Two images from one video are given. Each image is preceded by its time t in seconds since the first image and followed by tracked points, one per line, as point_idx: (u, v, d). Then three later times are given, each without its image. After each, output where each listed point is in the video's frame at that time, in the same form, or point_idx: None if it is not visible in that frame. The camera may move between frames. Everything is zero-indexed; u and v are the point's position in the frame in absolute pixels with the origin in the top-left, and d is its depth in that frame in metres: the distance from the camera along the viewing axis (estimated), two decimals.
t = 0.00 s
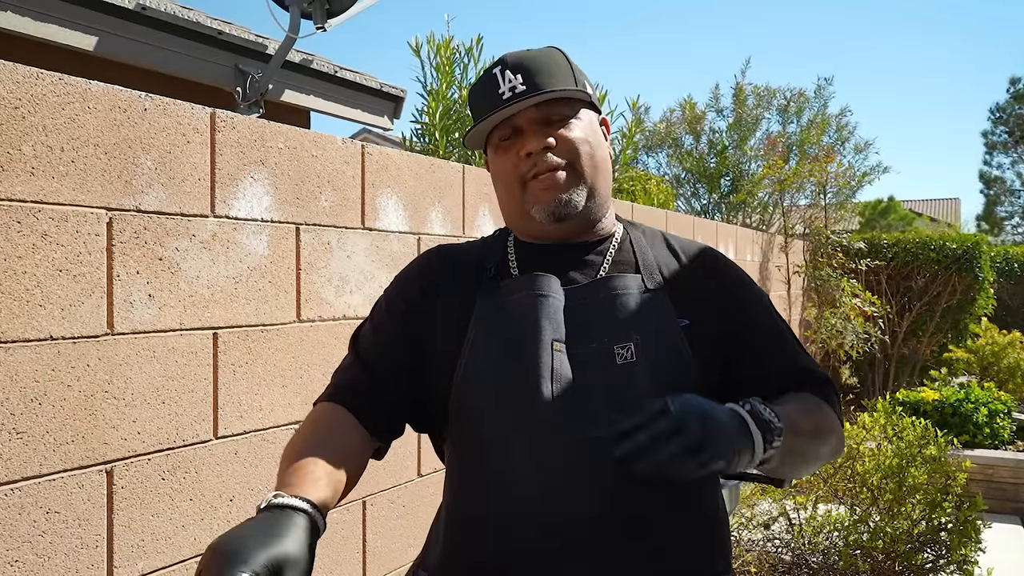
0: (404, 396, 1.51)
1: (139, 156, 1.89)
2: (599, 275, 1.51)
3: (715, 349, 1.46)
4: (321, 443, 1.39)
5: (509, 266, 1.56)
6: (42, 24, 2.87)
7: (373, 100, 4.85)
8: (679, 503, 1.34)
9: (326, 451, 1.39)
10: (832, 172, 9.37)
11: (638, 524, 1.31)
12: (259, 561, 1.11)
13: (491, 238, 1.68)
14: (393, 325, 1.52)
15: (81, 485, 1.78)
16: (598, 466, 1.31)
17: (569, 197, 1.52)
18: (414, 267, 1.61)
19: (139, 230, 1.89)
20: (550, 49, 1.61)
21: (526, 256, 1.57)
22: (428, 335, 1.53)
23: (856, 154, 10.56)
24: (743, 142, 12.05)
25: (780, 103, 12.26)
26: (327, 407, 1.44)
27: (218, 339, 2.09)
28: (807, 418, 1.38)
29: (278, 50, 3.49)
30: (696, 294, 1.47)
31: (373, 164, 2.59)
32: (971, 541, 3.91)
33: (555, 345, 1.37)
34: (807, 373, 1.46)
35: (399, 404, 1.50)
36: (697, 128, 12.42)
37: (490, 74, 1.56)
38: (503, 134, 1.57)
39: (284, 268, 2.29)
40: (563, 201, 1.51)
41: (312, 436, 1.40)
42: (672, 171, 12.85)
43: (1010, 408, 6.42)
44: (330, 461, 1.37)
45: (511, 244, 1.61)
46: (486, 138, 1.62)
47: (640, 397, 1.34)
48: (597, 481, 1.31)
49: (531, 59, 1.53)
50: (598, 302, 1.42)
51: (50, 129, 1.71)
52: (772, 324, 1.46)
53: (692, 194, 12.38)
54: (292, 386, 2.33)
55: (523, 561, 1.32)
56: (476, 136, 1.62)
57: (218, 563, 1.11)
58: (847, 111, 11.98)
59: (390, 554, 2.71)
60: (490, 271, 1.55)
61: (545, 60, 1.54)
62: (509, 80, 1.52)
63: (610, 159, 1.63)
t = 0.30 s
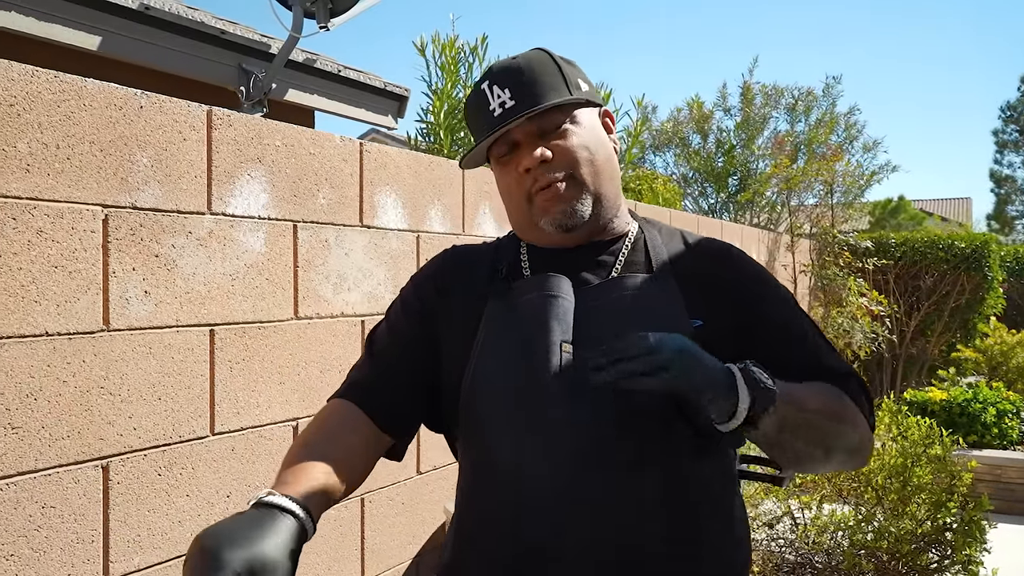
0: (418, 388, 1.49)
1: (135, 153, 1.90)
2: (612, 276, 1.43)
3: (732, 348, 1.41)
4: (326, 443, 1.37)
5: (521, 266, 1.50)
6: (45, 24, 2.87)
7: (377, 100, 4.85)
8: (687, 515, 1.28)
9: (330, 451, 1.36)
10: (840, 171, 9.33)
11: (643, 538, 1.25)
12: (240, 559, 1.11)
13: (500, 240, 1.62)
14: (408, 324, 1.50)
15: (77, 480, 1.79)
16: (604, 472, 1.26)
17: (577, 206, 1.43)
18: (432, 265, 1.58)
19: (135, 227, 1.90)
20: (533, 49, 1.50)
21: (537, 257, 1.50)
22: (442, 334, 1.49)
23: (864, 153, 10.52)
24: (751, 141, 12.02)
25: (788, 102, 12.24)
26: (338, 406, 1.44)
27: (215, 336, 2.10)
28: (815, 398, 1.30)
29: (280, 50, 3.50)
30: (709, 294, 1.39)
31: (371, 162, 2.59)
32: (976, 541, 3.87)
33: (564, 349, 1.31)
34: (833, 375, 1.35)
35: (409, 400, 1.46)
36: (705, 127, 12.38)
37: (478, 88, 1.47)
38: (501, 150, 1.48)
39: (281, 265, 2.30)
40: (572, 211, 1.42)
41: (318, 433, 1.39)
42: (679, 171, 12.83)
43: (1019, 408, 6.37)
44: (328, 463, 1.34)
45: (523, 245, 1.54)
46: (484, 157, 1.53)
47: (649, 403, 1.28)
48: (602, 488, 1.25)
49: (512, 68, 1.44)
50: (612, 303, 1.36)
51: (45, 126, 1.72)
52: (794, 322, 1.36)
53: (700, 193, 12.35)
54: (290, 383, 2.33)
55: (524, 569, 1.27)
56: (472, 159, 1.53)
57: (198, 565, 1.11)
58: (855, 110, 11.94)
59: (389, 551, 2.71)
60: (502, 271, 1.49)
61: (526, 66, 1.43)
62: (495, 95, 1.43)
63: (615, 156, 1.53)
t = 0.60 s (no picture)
0: (430, 380, 1.43)
1: (132, 152, 1.91)
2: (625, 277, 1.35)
3: (744, 365, 1.27)
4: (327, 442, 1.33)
5: (533, 267, 1.43)
6: (50, 24, 2.87)
7: (381, 100, 4.86)
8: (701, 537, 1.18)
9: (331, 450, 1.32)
10: (848, 171, 9.30)
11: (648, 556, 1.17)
12: (225, 557, 1.10)
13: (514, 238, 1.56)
14: (420, 317, 1.45)
15: (73, 476, 1.80)
16: (610, 483, 1.19)
17: (578, 205, 1.36)
18: (452, 255, 1.54)
19: (132, 226, 1.91)
20: (538, 45, 1.44)
21: (551, 257, 1.43)
22: (455, 328, 1.43)
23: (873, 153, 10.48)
24: (758, 141, 11.99)
25: (797, 101, 12.20)
26: (342, 398, 1.40)
27: (212, 334, 2.11)
28: (852, 458, 1.17)
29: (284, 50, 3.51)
30: (726, 301, 1.28)
31: (370, 161, 2.60)
32: (981, 542, 3.83)
33: (574, 352, 1.26)
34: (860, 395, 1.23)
35: (420, 395, 1.42)
36: (712, 127, 12.37)
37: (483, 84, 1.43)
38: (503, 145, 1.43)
39: (278, 264, 2.30)
40: (572, 210, 1.36)
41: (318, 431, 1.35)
42: (687, 171, 12.81)
43: None
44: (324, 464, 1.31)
45: (536, 248, 1.47)
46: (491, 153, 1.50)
47: (660, 413, 1.20)
48: (607, 499, 1.19)
49: (513, 65, 1.38)
50: (623, 308, 1.28)
51: (42, 125, 1.73)
52: (814, 327, 1.25)
53: (708, 193, 12.34)
54: (287, 381, 2.34)
55: None
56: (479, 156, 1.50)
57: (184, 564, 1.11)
58: (863, 110, 11.90)
59: (388, 549, 2.72)
60: (514, 272, 1.43)
61: (527, 61, 1.37)
62: (496, 93, 1.37)
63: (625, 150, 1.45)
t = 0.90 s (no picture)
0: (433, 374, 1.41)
1: (127, 153, 1.93)
2: (634, 284, 1.35)
3: (753, 378, 1.26)
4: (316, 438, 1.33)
5: (541, 269, 1.41)
6: (55, 27, 2.85)
7: (385, 100, 4.87)
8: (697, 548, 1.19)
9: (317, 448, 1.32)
10: (857, 171, 9.26)
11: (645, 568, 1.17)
12: (210, 556, 1.10)
13: (521, 231, 1.53)
14: (423, 309, 1.42)
15: (68, 474, 1.82)
16: (609, 495, 1.18)
17: (579, 208, 1.35)
18: (457, 245, 1.50)
19: (127, 226, 1.93)
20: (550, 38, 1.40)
21: (559, 260, 1.41)
22: (459, 323, 1.41)
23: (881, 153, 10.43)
24: (766, 141, 11.96)
25: (804, 101, 12.16)
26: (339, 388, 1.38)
27: (208, 334, 2.13)
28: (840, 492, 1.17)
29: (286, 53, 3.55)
30: (733, 307, 1.27)
31: (367, 162, 2.62)
32: (983, 544, 3.85)
33: (579, 360, 1.25)
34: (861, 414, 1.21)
35: (422, 388, 1.40)
36: (720, 127, 12.34)
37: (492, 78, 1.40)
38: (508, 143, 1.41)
39: (275, 264, 2.32)
40: (573, 214, 1.34)
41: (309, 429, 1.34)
42: (694, 171, 12.79)
43: None
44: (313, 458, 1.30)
45: (544, 247, 1.45)
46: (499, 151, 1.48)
47: (662, 424, 1.19)
48: (606, 509, 1.18)
49: (523, 60, 1.35)
50: (630, 316, 1.27)
51: (38, 126, 1.75)
52: (819, 337, 1.25)
53: (716, 194, 12.31)
54: (284, 380, 2.36)
55: None
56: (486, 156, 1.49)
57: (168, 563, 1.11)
58: (872, 110, 11.85)
59: (385, 549, 2.73)
60: (521, 272, 1.41)
61: (538, 56, 1.34)
62: (504, 90, 1.35)
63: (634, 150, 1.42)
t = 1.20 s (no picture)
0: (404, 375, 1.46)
1: (124, 154, 1.95)
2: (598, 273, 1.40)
3: (712, 364, 1.34)
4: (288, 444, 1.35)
5: (509, 263, 1.47)
6: (57, 30, 2.84)
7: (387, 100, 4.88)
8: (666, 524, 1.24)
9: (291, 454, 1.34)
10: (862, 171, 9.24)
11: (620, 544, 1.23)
12: (196, 550, 1.11)
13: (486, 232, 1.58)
14: (391, 313, 1.46)
15: (65, 472, 1.84)
16: (581, 474, 1.24)
17: (547, 198, 1.41)
18: (421, 249, 1.54)
19: (124, 227, 1.95)
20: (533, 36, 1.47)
21: (526, 253, 1.47)
22: (429, 321, 1.46)
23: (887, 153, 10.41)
24: (771, 141, 11.94)
25: (809, 101, 12.15)
26: (312, 387, 1.42)
27: (204, 333, 2.15)
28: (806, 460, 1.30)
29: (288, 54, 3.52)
30: (692, 294, 1.36)
31: (364, 163, 2.64)
32: (984, 545, 3.79)
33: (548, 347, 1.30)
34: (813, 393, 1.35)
35: (393, 388, 1.44)
36: (725, 127, 12.32)
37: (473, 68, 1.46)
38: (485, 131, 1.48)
39: (272, 264, 2.34)
40: (541, 202, 1.41)
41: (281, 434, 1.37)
42: (699, 171, 12.77)
43: None
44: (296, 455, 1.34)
45: (511, 242, 1.51)
46: (475, 137, 1.55)
47: (628, 406, 1.25)
48: (577, 490, 1.24)
49: (504, 53, 1.41)
50: (597, 303, 1.33)
51: (35, 129, 1.78)
52: (771, 322, 1.35)
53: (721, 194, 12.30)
54: (280, 379, 2.38)
55: None
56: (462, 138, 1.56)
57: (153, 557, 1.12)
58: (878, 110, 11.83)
59: (382, 546, 2.75)
60: (489, 268, 1.46)
61: (519, 52, 1.41)
62: (483, 80, 1.41)
63: (602, 150, 1.50)
